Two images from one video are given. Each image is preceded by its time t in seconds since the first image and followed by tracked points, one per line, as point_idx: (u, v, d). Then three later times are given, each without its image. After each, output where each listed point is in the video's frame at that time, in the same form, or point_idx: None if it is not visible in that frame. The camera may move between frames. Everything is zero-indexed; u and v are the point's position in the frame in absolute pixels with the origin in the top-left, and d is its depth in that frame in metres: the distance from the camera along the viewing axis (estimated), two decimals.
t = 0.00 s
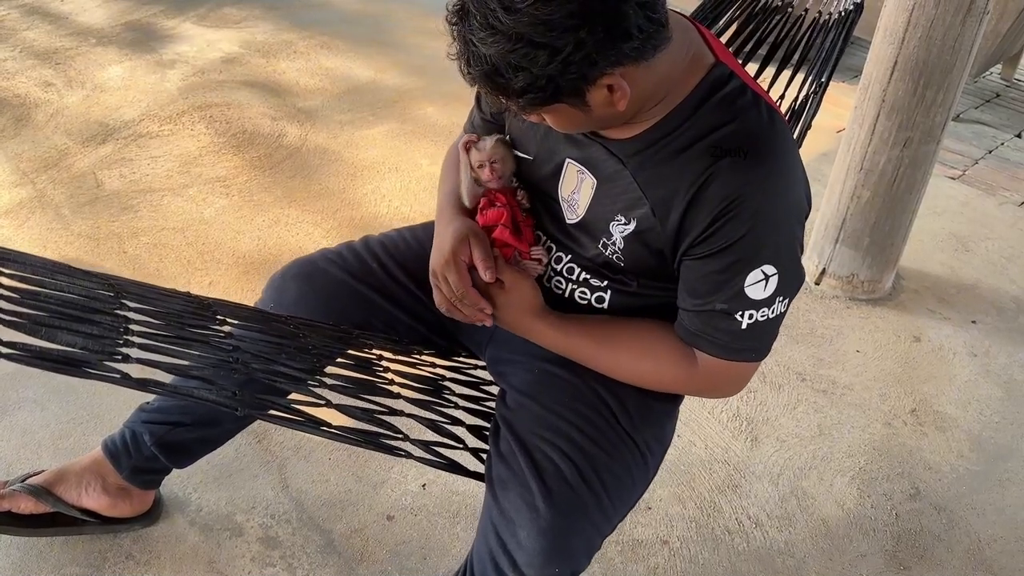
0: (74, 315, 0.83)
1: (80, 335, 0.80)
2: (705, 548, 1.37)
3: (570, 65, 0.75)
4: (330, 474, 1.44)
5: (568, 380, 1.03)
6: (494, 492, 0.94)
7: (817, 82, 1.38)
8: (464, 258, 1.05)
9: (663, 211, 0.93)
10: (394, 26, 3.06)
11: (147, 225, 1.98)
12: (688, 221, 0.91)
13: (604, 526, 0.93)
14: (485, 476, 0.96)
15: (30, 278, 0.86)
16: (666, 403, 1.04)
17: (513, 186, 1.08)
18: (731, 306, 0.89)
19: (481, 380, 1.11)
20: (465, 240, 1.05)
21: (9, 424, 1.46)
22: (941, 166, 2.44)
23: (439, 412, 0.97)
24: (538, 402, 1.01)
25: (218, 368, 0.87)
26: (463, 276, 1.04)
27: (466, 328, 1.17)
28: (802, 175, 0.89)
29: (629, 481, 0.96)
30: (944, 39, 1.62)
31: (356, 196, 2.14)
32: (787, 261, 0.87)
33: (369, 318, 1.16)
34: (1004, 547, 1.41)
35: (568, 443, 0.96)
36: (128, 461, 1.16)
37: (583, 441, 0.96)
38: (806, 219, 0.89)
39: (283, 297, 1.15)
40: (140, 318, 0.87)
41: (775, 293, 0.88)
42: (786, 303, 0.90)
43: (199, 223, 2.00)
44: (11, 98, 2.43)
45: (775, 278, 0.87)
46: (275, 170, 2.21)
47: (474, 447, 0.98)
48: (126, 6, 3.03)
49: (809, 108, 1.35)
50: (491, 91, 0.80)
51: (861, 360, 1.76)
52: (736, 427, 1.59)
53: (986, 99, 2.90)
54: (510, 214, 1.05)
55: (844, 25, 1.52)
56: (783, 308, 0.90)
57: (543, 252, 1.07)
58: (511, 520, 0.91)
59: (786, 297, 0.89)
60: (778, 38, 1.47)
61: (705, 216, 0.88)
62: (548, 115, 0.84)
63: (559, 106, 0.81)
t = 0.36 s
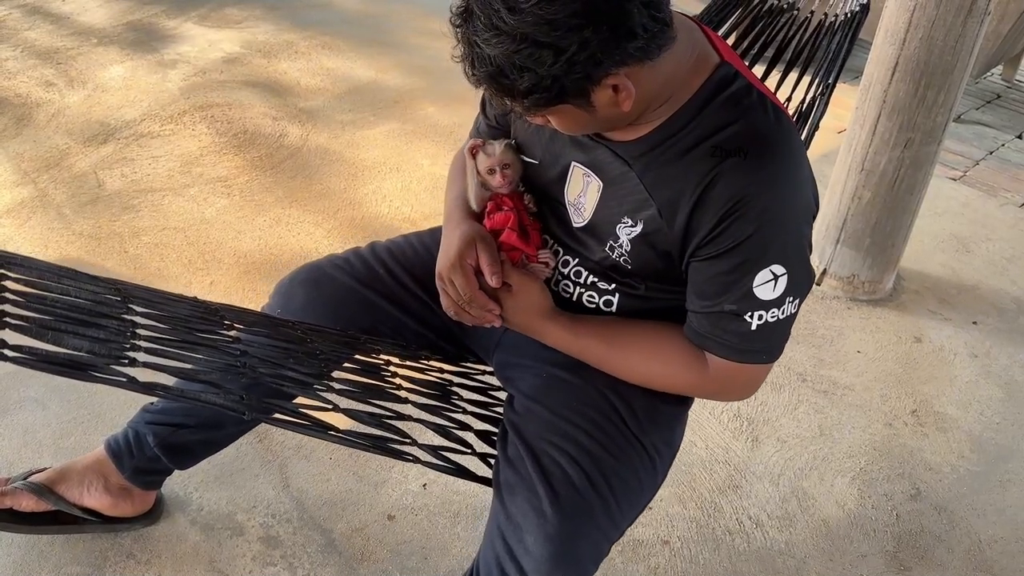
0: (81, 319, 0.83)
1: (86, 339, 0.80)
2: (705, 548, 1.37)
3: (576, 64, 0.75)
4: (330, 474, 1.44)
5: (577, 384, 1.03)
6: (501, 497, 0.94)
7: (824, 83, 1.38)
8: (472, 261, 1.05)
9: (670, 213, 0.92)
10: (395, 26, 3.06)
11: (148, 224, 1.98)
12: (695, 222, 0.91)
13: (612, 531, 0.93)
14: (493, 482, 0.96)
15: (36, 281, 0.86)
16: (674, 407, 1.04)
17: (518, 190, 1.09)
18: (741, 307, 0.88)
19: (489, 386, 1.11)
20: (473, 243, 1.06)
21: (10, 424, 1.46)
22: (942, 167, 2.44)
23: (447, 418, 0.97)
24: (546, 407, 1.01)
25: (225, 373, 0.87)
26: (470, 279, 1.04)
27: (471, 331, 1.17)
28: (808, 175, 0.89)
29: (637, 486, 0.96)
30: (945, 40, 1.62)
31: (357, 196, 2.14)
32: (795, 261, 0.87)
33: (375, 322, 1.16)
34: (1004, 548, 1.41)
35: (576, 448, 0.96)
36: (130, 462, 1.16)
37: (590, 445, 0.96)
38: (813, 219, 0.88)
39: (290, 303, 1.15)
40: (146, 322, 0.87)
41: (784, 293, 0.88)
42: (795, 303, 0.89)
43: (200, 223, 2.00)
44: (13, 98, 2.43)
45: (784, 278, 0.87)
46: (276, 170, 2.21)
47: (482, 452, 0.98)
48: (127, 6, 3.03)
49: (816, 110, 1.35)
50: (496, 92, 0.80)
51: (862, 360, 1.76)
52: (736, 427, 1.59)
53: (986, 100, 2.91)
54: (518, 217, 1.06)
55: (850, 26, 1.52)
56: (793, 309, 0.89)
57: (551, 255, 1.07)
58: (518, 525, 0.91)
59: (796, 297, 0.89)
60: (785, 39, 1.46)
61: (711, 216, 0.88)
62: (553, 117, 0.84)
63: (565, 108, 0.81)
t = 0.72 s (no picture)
0: (76, 315, 0.83)
1: (81, 335, 0.80)
2: (705, 548, 1.37)
3: (557, 23, 0.75)
4: (331, 474, 1.44)
5: (558, 377, 1.03)
6: (481, 488, 0.94)
7: (818, 82, 1.38)
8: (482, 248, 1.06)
9: (653, 199, 0.92)
10: (396, 26, 3.06)
11: (148, 224, 1.98)
12: (679, 206, 0.90)
13: (590, 520, 0.93)
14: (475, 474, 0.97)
15: (32, 276, 0.86)
16: (656, 399, 1.04)
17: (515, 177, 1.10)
18: (727, 291, 0.87)
19: (482, 381, 1.11)
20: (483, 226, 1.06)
21: (10, 423, 1.46)
22: (943, 168, 2.44)
23: (438, 414, 0.97)
24: (528, 399, 1.01)
25: (217, 368, 0.87)
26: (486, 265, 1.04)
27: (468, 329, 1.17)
28: (792, 157, 0.88)
29: (617, 475, 0.96)
30: (946, 41, 1.62)
31: (358, 196, 2.14)
32: (778, 239, 0.85)
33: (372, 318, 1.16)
34: (1005, 549, 1.41)
35: (554, 437, 0.96)
36: (130, 468, 1.17)
37: (568, 434, 0.96)
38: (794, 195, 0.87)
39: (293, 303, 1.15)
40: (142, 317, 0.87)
41: (770, 273, 0.86)
42: (784, 282, 0.88)
43: (201, 223, 2.00)
44: (14, 98, 2.43)
45: (769, 257, 0.85)
46: (277, 170, 2.21)
47: (469, 448, 0.98)
48: (127, 6, 3.03)
49: (808, 109, 1.35)
50: (479, 54, 0.80)
51: (862, 361, 1.76)
52: (736, 428, 1.59)
53: (987, 100, 2.91)
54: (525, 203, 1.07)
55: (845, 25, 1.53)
56: (783, 288, 0.88)
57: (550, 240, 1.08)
58: (495, 514, 0.92)
59: (784, 276, 0.87)
60: (781, 40, 1.47)
61: (693, 199, 0.87)
62: (533, 91, 0.85)
63: (542, 78, 0.82)
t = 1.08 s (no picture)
0: (72, 314, 0.83)
1: (77, 334, 0.80)
2: (706, 549, 1.37)
3: (505, 47, 0.76)
4: (331, 474, 1.44)
5: (551, 377, 1.03)
6: (476, 487, 0.94)
7: (814, 82, 1.38)
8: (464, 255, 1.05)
9: (630, 202, 0.92)
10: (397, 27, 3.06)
11: (149, 224, 1.99)
12: (654, 208, 0.90)
13: (586, 518, 0.93)
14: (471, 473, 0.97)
15: (30, 276, 0.86)
16: (647, 398, 1.03)
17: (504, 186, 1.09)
18: (700, 291, 0.87)
19: (476, 381, 1.10)
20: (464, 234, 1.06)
21: (11, 423, 1.46)
22: (943, 169, 2.44)
23: (433, 414, 0.97)
24: (522, 399, 1.01)
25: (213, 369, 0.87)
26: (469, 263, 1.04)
27: (466, 329, 1.17)
28: (768, 157, 0.88)
29: (612, 473, 0.96)
30: (946, 43, 1.63)
31: (359, 197, 2.14)
32: (752, 240, 0.85)
33: (368, 316, 1.16)
34: (1005, 550, 1.41)
35: (549, 436, 0.96)
36: (130, 466, 1.17)
37: (563, 433, 0.96)
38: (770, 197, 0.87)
39: (287, 301, 1.15)
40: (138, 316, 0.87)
41: (745, 273, 0.86)
42: (759, 284, 0.87)
43: (201, 223, 2.00)
44: (16, 98, 2.44)
45: (742, 259, 0.85)
46: (278, 171, 2.21)
47: (464, 448, 0.98)
48: (129, 7, 3.03)
49: (805, 108, 1.35)
50: (438, 76, 0.81)
51: (862, 362, 1.76)
52: (737, 429, 1.59)
53: (988, 102, 2.91)
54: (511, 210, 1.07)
55: (842, 25, 1.51)
56: (760, 290, 0.87)
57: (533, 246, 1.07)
58: (491, 512, 0.92)
59: (760, 277, 0.87)
60: (779, 39, 1.47)
61: (666, 199, 0.88)
62: (499, 106, 0.86)
63: (505, 95, 0.83)
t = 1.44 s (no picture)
0: (77, 318, 0.83)
1: (82, 337, 0.80)
2: (708, 551, 1.37)
3: (518, 69, 0.77)
4: (332, 476, 1.44)
5: (557, 380, 1.03)
6: (484, 492, 0.95)
7: (818, 85, 1.38)
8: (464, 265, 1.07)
9: (639, 206, 0.92)
10: (398, 29, 3.06)
11: (151, 226, 1.99)
12: (663, 210, 0.90)
13: (593, 523, 0.94)
14: (477, 477, 0.97)
15: (35, 279, 0.86)
16: (655, 401, 1.03)
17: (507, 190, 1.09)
18: (706, 295, 0.87)
19: (481, 384, 1.10)
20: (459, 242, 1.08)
21: (12, 425, 1.46)
22: (944, 170, 2.44)
23: (438, 416, 0.97)
24: (529, 402, 1.00)
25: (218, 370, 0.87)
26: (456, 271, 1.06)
27: (469, 332, 1.17)
28: (778, 162, 0.88)
29: (620, 478, 0.97)
30: (947, 44, 1.63)
31: (361, 198, 2.15)
32: (760, 247, 0.84)
33: (372, 320, 1.16)
34: (1007, 552, 1.41)
35: (556, 441, 0.96)
36: (131, 469, 1.17)
37: (571, 438, 0.96)
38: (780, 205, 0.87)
39: (290, 302, 1.15)
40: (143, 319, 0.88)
41: (752, 280, 0.85)
42: (767, 291, 0.87)
43: (202, 225, 2.00)
44: (17, 100, 2.44)
45: (750, 265, 0.85)
46: (279, 172, 2.22)
47: (470, 451, 0.98)
48: (130, 9, 3.04)
49: (809, 111, 1.35)
50: (452, 99, 0.81)
51: (863, 363, 1.76)
52: (738, 430, 1.59)
53: (989, 103, 2.91)
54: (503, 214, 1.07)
55: (845, 27, 1.50)
56: (766, 297, 0.87)
57: (533, 250, 1.08)
58: (499, 517, 0.92)
59: (767, 284, 0.86)
60: (782, 41, 1.47)
61: (676, 202, 0.87)
62: (513, 122, 0.86)
63: (520, 113, 0.83)
